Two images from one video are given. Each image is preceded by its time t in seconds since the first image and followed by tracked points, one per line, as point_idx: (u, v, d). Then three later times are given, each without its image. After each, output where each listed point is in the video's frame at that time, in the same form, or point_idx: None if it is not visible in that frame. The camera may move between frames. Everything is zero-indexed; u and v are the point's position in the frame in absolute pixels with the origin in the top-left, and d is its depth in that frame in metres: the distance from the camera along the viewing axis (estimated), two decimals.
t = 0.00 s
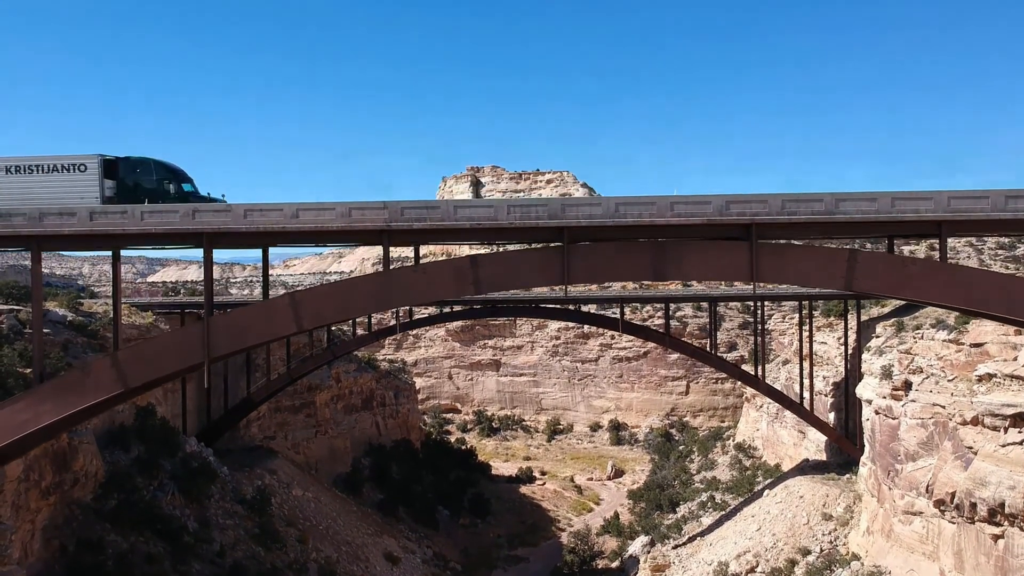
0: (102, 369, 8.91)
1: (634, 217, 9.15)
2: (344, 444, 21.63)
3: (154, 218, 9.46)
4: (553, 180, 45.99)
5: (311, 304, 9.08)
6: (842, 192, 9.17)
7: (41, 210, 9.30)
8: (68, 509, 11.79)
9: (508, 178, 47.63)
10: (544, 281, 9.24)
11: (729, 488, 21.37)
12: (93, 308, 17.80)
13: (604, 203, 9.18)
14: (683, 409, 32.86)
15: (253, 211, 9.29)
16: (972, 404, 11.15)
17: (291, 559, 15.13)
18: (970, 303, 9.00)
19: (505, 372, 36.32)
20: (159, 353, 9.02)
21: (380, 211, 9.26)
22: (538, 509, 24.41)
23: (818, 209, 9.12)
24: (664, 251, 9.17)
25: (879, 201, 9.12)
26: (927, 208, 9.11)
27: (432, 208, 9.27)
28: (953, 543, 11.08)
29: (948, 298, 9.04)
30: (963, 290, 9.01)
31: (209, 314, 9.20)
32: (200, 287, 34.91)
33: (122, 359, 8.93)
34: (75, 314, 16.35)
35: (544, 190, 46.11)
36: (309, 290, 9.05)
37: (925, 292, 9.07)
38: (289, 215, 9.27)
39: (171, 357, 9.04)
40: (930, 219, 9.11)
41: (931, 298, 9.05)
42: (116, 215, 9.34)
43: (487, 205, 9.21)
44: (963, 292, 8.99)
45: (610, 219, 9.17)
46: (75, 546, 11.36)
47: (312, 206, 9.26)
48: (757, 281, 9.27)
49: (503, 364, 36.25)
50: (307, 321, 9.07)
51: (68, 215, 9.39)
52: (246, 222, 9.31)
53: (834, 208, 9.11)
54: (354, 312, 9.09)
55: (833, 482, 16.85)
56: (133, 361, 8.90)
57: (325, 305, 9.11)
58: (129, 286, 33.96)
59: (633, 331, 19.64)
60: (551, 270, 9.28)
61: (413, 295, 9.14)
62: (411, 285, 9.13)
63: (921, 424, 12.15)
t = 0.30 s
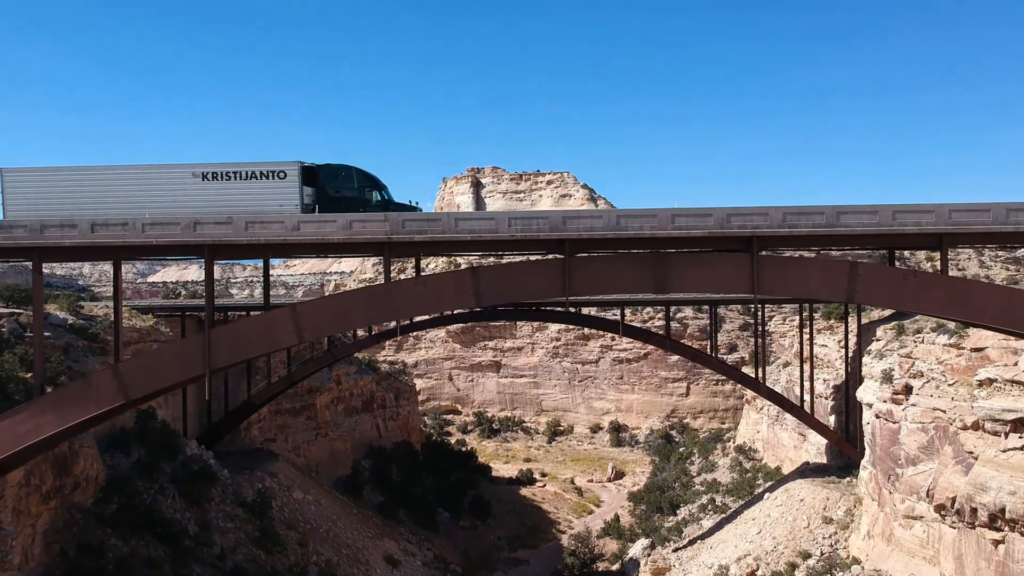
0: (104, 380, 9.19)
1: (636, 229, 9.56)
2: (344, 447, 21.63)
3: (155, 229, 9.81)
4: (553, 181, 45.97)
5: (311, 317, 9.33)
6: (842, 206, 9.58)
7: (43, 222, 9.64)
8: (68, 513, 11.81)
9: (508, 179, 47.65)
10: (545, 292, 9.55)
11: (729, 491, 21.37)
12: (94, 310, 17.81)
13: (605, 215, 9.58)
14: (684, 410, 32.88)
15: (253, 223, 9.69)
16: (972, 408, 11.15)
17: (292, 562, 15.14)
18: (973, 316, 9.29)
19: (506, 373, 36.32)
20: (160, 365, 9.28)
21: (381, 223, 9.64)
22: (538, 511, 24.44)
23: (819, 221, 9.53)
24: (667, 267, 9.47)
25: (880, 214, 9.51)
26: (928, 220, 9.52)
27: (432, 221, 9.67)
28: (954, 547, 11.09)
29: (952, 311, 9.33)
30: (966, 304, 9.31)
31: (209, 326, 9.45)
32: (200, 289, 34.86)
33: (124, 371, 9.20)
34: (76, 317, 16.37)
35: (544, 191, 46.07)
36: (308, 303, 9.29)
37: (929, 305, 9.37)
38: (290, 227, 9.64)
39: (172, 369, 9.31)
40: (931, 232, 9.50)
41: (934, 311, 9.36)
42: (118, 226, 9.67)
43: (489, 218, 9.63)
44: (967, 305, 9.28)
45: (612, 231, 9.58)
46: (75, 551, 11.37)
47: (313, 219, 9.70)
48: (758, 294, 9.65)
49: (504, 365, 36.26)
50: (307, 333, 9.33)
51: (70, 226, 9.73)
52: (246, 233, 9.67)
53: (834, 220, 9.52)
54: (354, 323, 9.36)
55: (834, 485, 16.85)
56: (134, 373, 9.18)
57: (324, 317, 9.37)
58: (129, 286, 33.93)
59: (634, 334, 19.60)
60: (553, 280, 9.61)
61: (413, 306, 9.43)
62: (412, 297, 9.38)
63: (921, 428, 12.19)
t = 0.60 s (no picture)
0: (106, 392, 9.44)
1: (638, 241, 9.70)
2: (345, 449, 21.64)
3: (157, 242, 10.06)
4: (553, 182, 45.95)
5: (312, 330, 9.53)
6: (844, 218, 9.64)
7: (44, 234, 9.90)
8: (69, 517, 11.82)
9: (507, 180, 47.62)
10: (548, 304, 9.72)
11: (729, 493, 21.37)
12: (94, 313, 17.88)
13: (607, 228, 9.75)
14: (684, 412, 32.89)
15: (255, 235, 9.93)
16: (973, 413, 11.17)
17: (293, 565, 15.14)
18: (974, 329, 9.35)
19: (506, 374, 36.34)
20: (163, 377, 9.52)
21: (381, 236, 9.88)
22: (539, 513, 24.44)
23: (821, 234, 9.64)
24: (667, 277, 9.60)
25: (881, 226, 9.59)
26: (928, 233, 9.61)
27: (433, 233, 9.89)
28: (955, 552, 11.08)
29: (954, 323, 9.36)
30: (968, 316, 9.34)
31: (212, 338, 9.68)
32: (201, 291, 34.87)
33: (126, 382, 9.44)
34: (76, 320, 16.38)
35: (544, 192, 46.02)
36: (309, 316, 9.49)
37: (931, 317, 9.39)
38: (292, 239, 9.89)
39: (174, 381, 9.53)
40: (933, 244, 9.58)
41: (936, 322, 9.40)
42: (120, 238, 9.94)
43: (490, 229, 9.85)
44: (969, 318, 9.33)
45: (612, 243, 9.74)
46: (77, 555, 11.41)
47: (315, 231, 9.92)
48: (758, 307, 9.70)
49: (504, 366, 36.26)
50: (308, 346, 9.54)
51: (70, 239, 9.97)
52: (247, 245, 9.91)
53: (836, 233, 9.60)
54: (355, 335, 9.55)
55: (834, 488, 16.86)
56: (137, 385, 9.43)
57: (323, 331, 9.56)
58: (130, 288, 33.98)
59: (634, 337, 19.58)
60: (554, 292, 9.75)
61: (413, 318, 9.59)
62: (413, 311, 9.54)
63: (922, 432, 12.17)
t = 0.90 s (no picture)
0: (108, 403, 9.50)
1: (639, 253, 9.78)
2: (345, 451, 21.65)
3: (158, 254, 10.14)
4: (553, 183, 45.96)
5: (313, 342, 9.62)
6: (844, 230, 9.73)
7: (45, 246, 10.04)
8: (69, 521, 11.83)
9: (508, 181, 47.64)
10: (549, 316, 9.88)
11: (729, 495, 21.36)
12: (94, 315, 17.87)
13: (608, 239, 9.81)
14: (684, 413, 32.91)
15: (256, 247, 9.96)
16: (973, 417, 11.22)
17: (293, 568, 15.13)
18: (973, 340, 9.57)
19: (506, 375, 36.34)
20: (164, 388, 9.59)
21: (383, 247, 9.91)
22: (539, 515, 24.45)
23: (822, 246, 9.71)
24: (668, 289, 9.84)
25: (882, 238, 9.68)
26: (929, 245, 9.68)
27: (435, 246, 9.97)
28: (955, 556, 11.09)
29: (954, 334, 9.57)
30: (967, 326, 9.56)
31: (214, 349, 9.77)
32: (201, 293, 34.88)
33: (127, 393, 9.50)
34: (77, 323, 16.37)
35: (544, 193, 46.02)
36: (311, 328, 9.59)
37: (932, 328, 9.59)
38: (292, 250, 9.92)
39: (174, 392, 9.60)
40: (933, 256, 9.68)
41: (937, 332, 9.60)
42: (121, 250, 10.04)
43: (492, 241, 9.94)
44: (967, 328, 9.54)
45: (614, 255, 9.81)
46: (78, 559, 11.42)
47: (316, 243, 9.97)
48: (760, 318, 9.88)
49: (504, 367, 36.26)
50: (310, 357, 9.64)
51: (73, 250, 10.12)
52: (249, 258, 9.96)
53: (838, 245, 9.69)
54: (357, 347, 9.68)
55: (834, 491, 16.85)
56: (138, 396, 9.50)
57: (324, 342, 9.65)
58: (130, 290, 33.99)
59: (635, 340, 19.55)
60: (556, 305, 9.93)
61: (414, 329, 9.70)
62: (415, 322, 9.66)
63: (922, 436, 12.15)
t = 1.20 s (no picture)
0: (109, 416, 9.52)
1: (639, 265, 9.79)
2: (346, 454, 21.65)
3: (158, 265, 10.14)
4: (553, 184, 45.94)
5: (314, 354, 9.65)
6: (845, 243, 9.75)
7: (47, 257, 10.05)
8: (70, 526, 11.85)
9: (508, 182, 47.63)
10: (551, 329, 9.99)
11: (730, 498, 21.35)
12: (94, 318, 17.85)
13: (609, 252, 9.85)
14: (685, 415, 32.92)
15: (257, 258, 10.00)
16: (973, 422, 11.24)
17: (294, 571, 15.12)
18: (977, 353, 9.61)
19: (507, 377, 36.32)
20: (163, 402, 9.61)
21: (383, 260, 9.99)
22: (540, 518, 24.45)
23: (823, 259, 9.75)
24: (668, 304, 9.97)
25: (884, 251, 9.72)
26: (931, 258, 9.73)
27: (436, 258, 9.99)
28: (955, 561, 11.09)
29: (957, 347, 9.62)
30: (969, 339, 9.62)
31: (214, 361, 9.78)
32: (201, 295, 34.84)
33: (126, 406, 9.51)
34: (78, 326, 16.33)
35: (545, 194, 45.97)
36: (311, 339, 9.63)
37: (934, 341, 9.64)
38: (293, 263, 9.98)
39: (173, 406, 9.59)
40: (936, 269, 9.71)
41: (940, 345, 9.64)
42: (121, 262, 10.04)
43: (492, 254, 9.96)
44: (970, 341, 9.59)
45: (615, 268, 9.84)
46: (78, 564, 11.45)
47: (317, 254, 10.02)
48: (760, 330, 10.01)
49: (504, 369, 36.25)
50: (310, 368, 9.69)
51: (73, 262, 10.13)
52: (250, 269, 9.98)
53: (839, 258, 9.70)
54: (358, 358, 9.72)
55: (835, 495, 16.85)
56: (136, 409, 9.49)
57: (324, 354, 9.69)
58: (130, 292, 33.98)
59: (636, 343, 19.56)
60: (556, 318, 10.07)
61: (416, 341, 9.76)
62: (415, 334, 9.73)
63: (923, 441, 12.17)
